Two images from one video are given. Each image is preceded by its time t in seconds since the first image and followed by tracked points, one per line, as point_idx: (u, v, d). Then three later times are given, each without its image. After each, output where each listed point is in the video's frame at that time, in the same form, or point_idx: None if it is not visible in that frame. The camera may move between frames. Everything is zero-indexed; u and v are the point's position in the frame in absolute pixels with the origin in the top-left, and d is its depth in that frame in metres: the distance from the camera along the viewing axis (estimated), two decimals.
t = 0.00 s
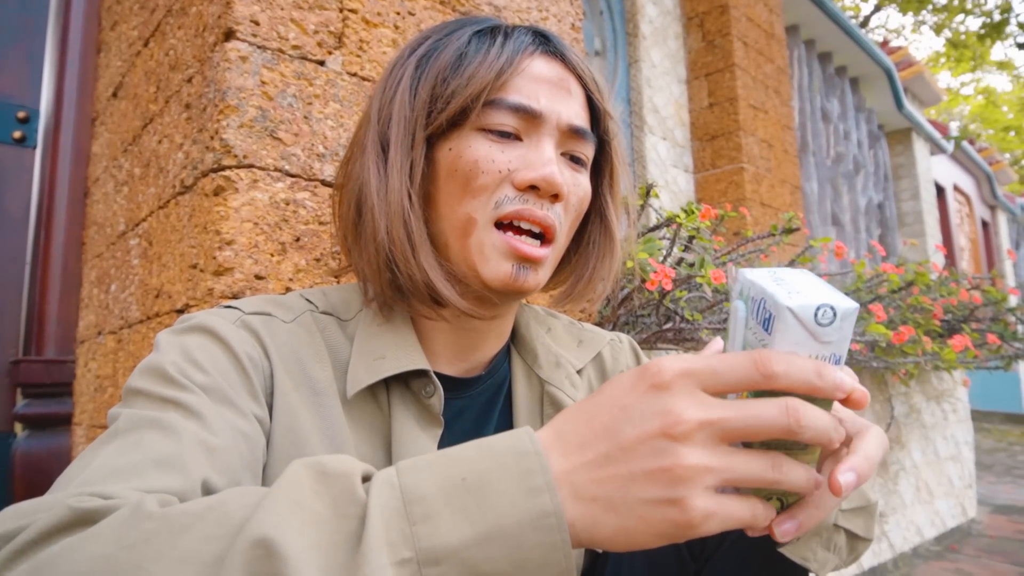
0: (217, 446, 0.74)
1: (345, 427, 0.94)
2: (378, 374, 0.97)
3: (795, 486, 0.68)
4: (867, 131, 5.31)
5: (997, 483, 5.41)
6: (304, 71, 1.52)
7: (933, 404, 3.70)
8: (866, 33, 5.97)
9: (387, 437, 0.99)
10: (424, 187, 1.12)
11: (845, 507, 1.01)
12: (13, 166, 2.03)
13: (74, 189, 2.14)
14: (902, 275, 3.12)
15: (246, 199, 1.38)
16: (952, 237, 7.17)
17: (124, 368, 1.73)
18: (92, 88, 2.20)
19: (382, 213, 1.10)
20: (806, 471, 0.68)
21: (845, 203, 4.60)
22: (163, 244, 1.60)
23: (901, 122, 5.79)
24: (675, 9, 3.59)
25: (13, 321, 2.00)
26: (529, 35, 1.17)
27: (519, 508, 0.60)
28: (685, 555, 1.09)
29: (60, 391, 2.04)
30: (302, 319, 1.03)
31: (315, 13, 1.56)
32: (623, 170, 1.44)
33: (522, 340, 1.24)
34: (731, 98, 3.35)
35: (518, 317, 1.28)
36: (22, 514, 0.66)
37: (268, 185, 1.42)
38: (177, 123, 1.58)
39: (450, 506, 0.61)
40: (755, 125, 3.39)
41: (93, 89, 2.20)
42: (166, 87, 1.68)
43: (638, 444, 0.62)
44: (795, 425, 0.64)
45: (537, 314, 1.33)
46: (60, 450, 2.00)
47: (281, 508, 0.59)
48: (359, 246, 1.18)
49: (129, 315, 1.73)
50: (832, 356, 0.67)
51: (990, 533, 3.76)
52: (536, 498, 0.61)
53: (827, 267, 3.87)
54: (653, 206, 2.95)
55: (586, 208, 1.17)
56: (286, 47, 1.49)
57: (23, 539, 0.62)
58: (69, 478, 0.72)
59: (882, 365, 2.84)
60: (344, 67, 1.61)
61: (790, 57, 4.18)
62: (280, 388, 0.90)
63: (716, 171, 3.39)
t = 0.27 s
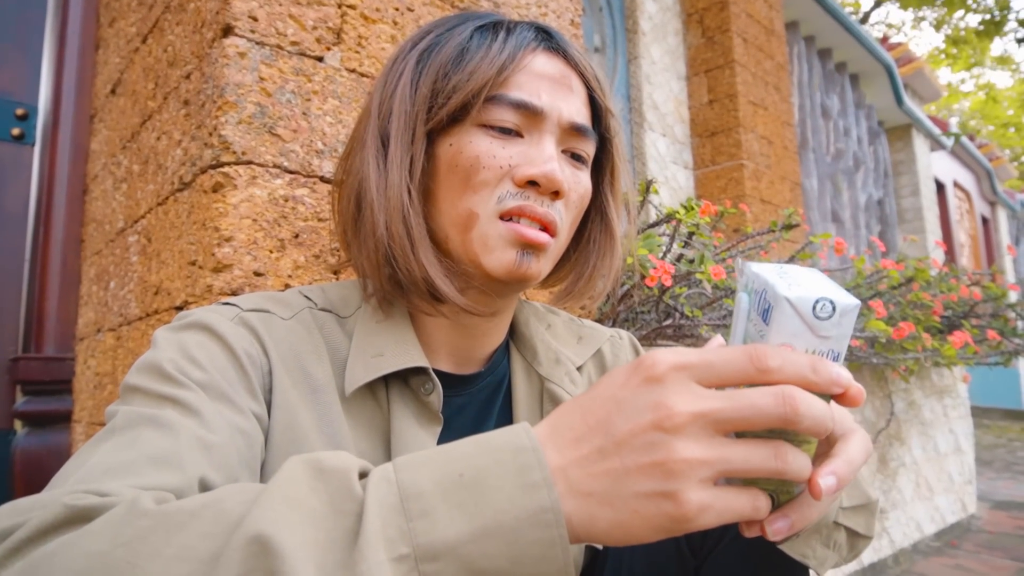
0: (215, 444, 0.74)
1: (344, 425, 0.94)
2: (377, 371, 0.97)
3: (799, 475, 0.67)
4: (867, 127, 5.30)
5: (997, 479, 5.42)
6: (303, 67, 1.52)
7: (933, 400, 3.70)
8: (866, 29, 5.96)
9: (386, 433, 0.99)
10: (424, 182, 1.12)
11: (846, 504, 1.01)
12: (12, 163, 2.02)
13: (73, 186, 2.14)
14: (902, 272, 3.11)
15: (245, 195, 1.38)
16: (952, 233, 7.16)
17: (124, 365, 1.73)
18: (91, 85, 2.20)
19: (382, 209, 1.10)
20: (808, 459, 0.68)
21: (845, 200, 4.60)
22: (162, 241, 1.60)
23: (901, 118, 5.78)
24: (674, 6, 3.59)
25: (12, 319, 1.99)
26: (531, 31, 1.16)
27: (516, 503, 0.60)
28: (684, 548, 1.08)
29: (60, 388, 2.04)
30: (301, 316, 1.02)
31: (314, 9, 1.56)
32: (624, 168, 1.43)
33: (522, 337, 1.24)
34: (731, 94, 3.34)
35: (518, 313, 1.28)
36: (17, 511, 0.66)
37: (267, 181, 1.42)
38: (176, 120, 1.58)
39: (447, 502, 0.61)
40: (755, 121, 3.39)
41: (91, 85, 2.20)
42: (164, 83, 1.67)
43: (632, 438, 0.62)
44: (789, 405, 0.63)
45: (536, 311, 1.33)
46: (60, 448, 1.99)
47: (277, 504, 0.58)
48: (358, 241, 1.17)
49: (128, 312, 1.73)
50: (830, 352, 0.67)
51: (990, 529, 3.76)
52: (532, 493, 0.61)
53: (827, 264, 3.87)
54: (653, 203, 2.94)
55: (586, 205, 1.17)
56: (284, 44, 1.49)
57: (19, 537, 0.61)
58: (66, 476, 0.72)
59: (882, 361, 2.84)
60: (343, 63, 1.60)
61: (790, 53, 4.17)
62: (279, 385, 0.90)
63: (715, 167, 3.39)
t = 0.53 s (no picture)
0: (214, 442, 0.73)
1: (343, 421, 0.93)
2: (376, 367, 0.97)
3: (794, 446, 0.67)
4: (867, 126, 5.30)
5: (997, 477, 5.43)
6: (303, 65, 1.52)
7: (934, 398, 3.70)
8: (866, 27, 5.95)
9: (387, 429, 0.99)
10: (425, 180, 1.12)
11: (850, 502, 1.00)
12: (12, 161, 2.02)
13: (73, 183, 2.14)
14: (902, 269, 3.11)
15: (245, 193, 1.37)
16: (953, 231, 7.16)
17: (124, 363, 1.72)
18: (90, 82, 2.20)
19: (383, 206, 1.10)
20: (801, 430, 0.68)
21: (845, 198, 4.59)
22: (162, 239, 1.60)
23: (901, 116, 5.77)
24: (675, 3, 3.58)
25: (12, 317, 1.99)
26: (536, 31, 1.16)
27: (511, 489, 0.60)
28: (686, 544, 1.08)
29: (60, 386, 2.04)
30: (301, 313, 1.02)
31: (314, 6, 1.55)
32: (625, 169, 1.43)
33: (522, 333, 1.24)
34: (731, 92, 3.34)
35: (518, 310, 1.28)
36: (13, 511, 0.65)
37: (267, 178, 1.42)
38: (176, 117, 1.57)
39: (442, 489, 0.60)
40: (755, 119, 3.38)
41: (90, 83, 2.20)
42: (164, 81, 1.67)
43: (619, 416, 0.62)
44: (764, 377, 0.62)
45: (537, 307, 1.33)
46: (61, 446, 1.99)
47: (272, 495, 0.58)
48: (357, 237, 1.17)
49: (128, 310, 1.73)
50: (815, 349, 0.70)
51: (990, 527, 3.76)
52: (527, 479, 0.61)
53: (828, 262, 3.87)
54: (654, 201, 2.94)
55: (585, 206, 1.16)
56: (284, 41, 1.49)
57: (15, 537, 0.61)
58: (64, 476, 0.72)
59: (883, 359, 2.83)
60: (343, 60, 1.60)
61: (790, 51, 4.17)
62: (278, 382, 0.89)
63: (716, 166, 3.39)
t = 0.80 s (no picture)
0: (210, 443, 0.73)
1: (342, 420, 0.94)
2: (375, 366, 0.97)
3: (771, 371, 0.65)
4: (868, 124, 5.29)
5: (999, 476, 5.42)
6: (303, 64, 1.51)
7: (935, 397, 3.70)
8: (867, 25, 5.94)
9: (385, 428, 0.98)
10: (429, 177, 1.11)
11: (851, 503, 1.00)
12: (13, 160, 2.02)
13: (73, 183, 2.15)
14: (903, 268, 3.11)
15: (245, 192, 1.37)
16: (954, 230, 7.15)
17: (124, 362, 1.73)
18: (90, 82, 2.21)
19: (387, 203, 1.10)
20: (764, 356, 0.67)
21: (846, 196, 4.59)
22: (162, 238, 1.60)
23: (903, 115, 5.76)
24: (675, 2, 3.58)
25: (13, 317, 1.99)
26: (545, 31, 1.15)
27: (483, 443, 0.62)
28: (687, 546, 1.06)
29: (61, 386, 2.03)
30: (298, 311, 1.02)
31: (314, 5, 1.55)
32: (630, 172, 1.42)
33: (522, 332, 1.25)
34: (732, 90, 3.33)
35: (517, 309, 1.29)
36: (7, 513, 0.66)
37: (267, 177, 1.42)
38: (176, 117, 1.58)
39: (418, 452, 0.63)
40: (756, 118, 3.38)
41: (91, 83, 2.20)
42: (164, 80, 1.67)
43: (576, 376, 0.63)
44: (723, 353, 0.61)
45: (540, 308, 1.33)
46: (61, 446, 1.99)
47: (253, 466, 0.61)
48: (359, 234, 1.18)
49: (129, 309, 1.73)
50: (807, 366, 0.69)
51: (992, 526, 3.76)
52: (499, 432, 0.63)
53: (829, 260, 3.86)
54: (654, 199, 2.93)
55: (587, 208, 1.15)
56: (284, 40, 1.49)
57: (9, 539, 0.61)
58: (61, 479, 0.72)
59: (884, 357, 2.83)
60: (343, 59, 1.60)
61: (791, 50, 4.16)
62: (275, 381, 0.89)
63: (716, 164, 3.38)
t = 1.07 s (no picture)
0: (208, 446, 0.73)
1: (344, 423, 0.94)
2: (377, 369, 0.97)
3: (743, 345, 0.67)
4: (868, 124, 5.29)
5: (999, 476, 5.42)
6: (303, 65, 1.52)
7: (935, 397, 3.70)
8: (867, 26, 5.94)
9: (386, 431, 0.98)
10: (440, 177, 1.11)
11: (847, 503, 1.00)
12: (13, 161, 2.00)
13: (73, 184, 2.15)
14: (904, 268, 3.11)
15: (246, 193, 1.37)
16: (954, 230, 7.15)
17: (125, 364, 1.73)
18: (91, 84, 2.22)
19: (399, 203, 1.10)
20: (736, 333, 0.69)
21: (847, 196, 4.59)
22: (163, 239, 1.60)
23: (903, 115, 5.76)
24: (675, 3, 3.58)
25: (14, 318, 1.99)
26: (557, 33, 1.15)
27: (473, 439, 0.63)
28: (687, 544, 1.06)
29: (61, 387, 2.03)
30: (300, 314, 1.02)
31: (314, 7, 1.55)
32: (637, 176, 1.43)
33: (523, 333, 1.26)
34: (732, 91, 3.33)
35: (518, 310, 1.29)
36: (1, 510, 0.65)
37: (267, 179, 1.42)
38: (176, 118, 1.58)
39: (409, 449, 0.63)
40: (756, 118, 3.38)
41: (91, 85, 2.22)
42: (165, 82, 1.67)
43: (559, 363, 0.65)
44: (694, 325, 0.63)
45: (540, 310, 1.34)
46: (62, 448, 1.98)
47: (246, 463, 0.62)
48: (367, 233, 1.18)
49: (129, 311, 1.73)
50: (787, 343, 0.71)
51: (992, 526, 3.76)
52: (489, 428, 0.64)
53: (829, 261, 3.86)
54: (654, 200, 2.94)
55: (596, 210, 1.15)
56: (284, 41, 1.49)
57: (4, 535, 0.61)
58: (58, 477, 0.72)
59: (885, 358, 2.83)
60: (343, 60, 1.60)
61: (791, 50, 4.16)
62: (276, 384, 0.89)
63: (717, 165, 3.39)
